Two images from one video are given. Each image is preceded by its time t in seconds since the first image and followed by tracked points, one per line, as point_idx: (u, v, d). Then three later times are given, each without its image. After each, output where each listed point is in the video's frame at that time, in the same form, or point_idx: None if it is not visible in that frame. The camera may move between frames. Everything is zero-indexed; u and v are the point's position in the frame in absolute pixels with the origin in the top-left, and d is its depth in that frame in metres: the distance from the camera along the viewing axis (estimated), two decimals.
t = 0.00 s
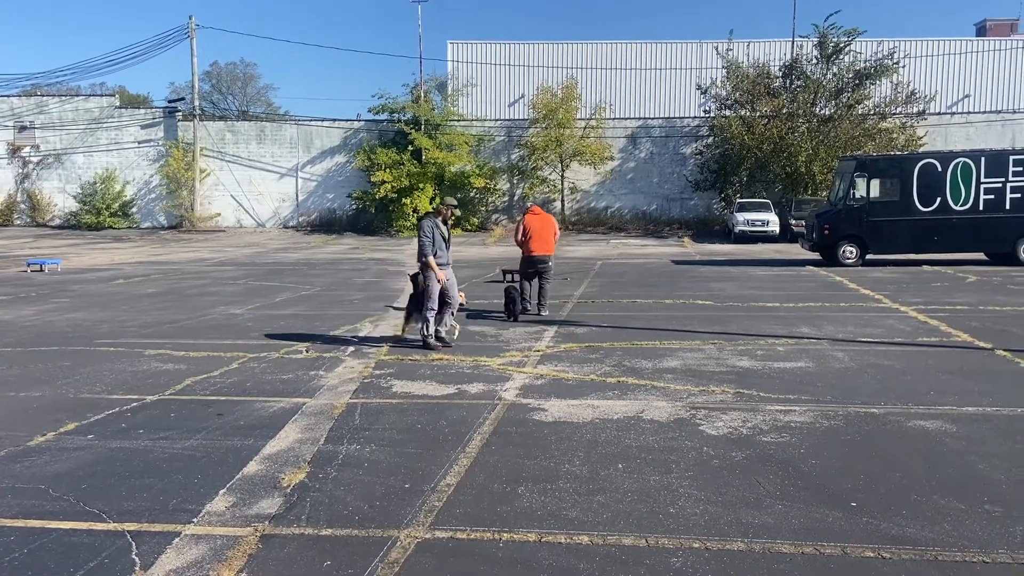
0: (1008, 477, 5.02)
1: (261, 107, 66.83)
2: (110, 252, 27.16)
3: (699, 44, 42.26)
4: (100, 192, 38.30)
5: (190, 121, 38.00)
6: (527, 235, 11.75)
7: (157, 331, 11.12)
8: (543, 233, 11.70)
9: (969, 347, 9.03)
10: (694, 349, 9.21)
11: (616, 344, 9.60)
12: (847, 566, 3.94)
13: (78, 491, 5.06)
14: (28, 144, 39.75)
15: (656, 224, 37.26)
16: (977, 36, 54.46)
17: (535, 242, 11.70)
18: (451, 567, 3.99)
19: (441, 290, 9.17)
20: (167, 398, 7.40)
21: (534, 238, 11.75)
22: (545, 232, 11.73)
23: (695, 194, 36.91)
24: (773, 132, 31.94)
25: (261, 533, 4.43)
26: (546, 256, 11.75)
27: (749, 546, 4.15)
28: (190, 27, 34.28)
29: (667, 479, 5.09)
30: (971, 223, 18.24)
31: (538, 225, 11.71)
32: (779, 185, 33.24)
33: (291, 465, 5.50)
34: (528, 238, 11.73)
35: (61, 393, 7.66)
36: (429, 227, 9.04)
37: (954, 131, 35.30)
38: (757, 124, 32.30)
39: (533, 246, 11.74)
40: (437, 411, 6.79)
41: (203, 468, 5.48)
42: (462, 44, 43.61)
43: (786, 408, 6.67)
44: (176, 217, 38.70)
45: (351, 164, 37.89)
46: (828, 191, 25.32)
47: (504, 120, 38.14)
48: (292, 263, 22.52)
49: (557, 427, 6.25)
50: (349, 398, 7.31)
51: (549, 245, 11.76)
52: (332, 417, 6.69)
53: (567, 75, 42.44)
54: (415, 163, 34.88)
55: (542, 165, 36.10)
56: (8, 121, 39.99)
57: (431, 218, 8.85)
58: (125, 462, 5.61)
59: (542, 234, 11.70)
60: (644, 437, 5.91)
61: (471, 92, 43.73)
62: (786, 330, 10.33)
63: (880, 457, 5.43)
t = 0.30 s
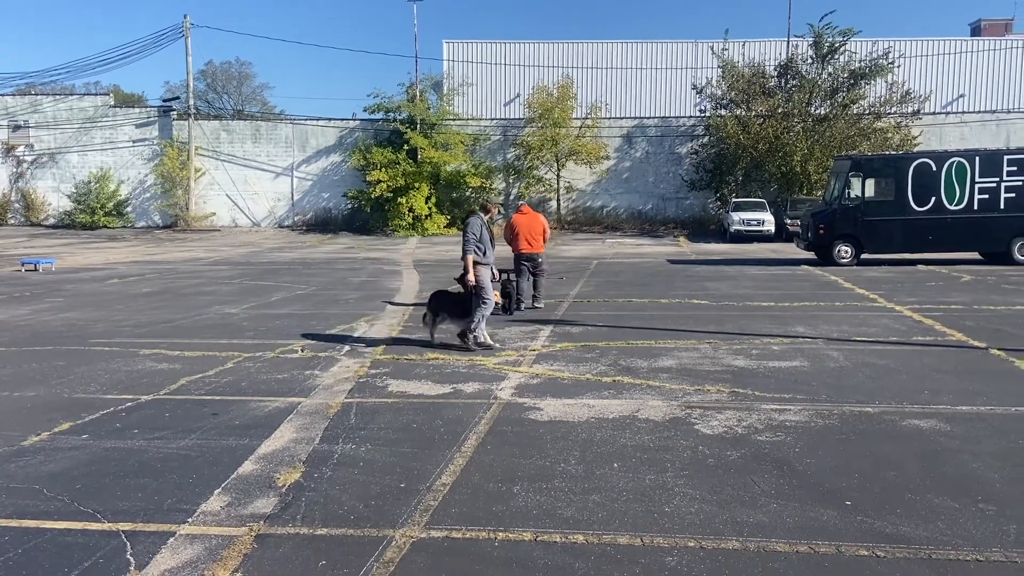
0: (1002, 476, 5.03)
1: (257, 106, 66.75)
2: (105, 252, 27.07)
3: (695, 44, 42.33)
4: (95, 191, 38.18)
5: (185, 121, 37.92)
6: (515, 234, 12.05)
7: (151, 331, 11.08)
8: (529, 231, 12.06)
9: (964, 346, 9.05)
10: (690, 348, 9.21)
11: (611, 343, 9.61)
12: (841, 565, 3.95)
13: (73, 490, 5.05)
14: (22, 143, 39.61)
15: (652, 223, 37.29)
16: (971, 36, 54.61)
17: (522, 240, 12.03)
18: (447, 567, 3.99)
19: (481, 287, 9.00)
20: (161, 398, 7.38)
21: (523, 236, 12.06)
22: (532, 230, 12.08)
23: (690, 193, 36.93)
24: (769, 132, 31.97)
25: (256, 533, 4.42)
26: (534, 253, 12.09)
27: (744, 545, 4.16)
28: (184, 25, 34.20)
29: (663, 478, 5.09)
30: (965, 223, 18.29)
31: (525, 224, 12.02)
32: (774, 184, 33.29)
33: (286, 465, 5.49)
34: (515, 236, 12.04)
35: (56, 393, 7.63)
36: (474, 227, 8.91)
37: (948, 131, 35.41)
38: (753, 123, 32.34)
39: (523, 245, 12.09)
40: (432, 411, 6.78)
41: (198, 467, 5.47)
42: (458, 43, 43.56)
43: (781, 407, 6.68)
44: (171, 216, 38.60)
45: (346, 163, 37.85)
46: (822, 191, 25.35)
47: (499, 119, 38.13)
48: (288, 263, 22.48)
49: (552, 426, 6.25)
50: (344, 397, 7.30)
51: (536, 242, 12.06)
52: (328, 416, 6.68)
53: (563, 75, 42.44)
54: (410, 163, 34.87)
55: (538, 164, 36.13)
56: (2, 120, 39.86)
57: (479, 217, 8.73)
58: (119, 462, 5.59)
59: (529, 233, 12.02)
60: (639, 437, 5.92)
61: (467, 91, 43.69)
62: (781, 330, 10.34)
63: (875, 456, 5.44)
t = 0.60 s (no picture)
0: (997, 476, 5.05)
1: (254, 107, 66.72)
2: (102, 253, 27.04)
3: (692, 45, 42.38)
4: (91, 192, 38.13)
5: (182, 121, 37.88)
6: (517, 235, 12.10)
7: (148, 332, 11.07)
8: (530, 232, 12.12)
9: (959, 347, 9.08)
10: (686, 349, 9.23)
11: (608, 344, 9.62)
12: (838, 565, 3.96)
13: (69, 492, 5.05)
14: (18, 144, 39.54)
15: (649, 224, 37.32)
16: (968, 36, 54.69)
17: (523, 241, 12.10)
18: (444, 568, 3.99)
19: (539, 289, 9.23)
20: (158, 399, 7.37)
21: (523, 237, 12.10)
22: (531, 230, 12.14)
23: (687, 194, 36.97)
24: (765, 132, 32.03)
25: (252, 534, 4.42)
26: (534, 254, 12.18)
27: (741, 546, 4.16)
28: (181, 26, 34.17)
29: (659, 479, 5.10)
30: (961, 223, 18.33)
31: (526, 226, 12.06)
32: (771, 185, 33.33)
33: (283, 466, 5.49)
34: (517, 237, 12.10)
35: (52, 394, 7.62)
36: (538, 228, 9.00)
37: (944, 131, 35.48)
38: (749, 124, 32.40)
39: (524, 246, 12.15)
40: (429, 412, 6.77)
41: (194, 469, 5.47)
42: (455, 44, 43.59)
43: (778, 407, 6.70)
44: (167, 217, 38.56)
45: (343, 164, 37.83)
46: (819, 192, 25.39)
47: (496, 120, 38.13)
48: (285, 264, 22.45)
49: (549, 427, 6.26)
50: (340, 398, 7.30)
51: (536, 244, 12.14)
52: (324, 417, 6.68)
53: (560, 75, 42.48)
54: (407, 164, 34.89)
55: (535, 165, 36.16)
56: None
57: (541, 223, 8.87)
58: (115, 463, 5.58)
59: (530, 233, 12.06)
60: (636, 438, 5.92)
61: (464, 92, 43.69)
62: (778, 330, 10.37)
63: (871, 456, 5.46)
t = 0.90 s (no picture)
0: (997, 477, 5.05)
1: (252, 109, 66.72)
2: (100, 255, 27.00)
3: (690, 47, 42.39)
4: (90, 194, 38.12)
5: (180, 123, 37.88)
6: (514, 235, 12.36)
7: (146, 334, 11.06)
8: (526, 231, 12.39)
9: (959, 348, 9.08)
10: (685, 351, 9.22)
11: (607, 346, 9.61)
12: (837, 567, 3.95)
13: (67, 494, 5.04)
14: (17, 146, 39.52)
15: (647, 226, 37.30)
16: (966, 38, 54.75)
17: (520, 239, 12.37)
18: (443, 569, 3.99)
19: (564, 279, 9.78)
20: (156, 401, 7.37)
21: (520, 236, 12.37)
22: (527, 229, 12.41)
23: (686, 196, 36.98)
24: (764, 134, 32.06)
25: (250, 537, 4.42)
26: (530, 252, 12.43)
27: (740, 547, 4.16)
28: (180, 27, 34.16)
29: (657, 481, 5.10)
30: (959, 225, 18.35)
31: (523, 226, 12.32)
32: (769, 187, 33.32)
33: (281, 468, 5.49)
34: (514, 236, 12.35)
35: (50, 396, 7.62)
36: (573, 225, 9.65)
37: (942, 133, 35.51)
38: (747, 126, 32.41)
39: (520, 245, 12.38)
40: (427, 414, 6.77)
41: (192, 471, 5.46)
42: (454, 45, 43.63)
43: (776, 409, 6.70)
44: (165, 219, 38.54)
45: (342, 166, 37.82)
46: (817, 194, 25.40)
47: (494, 122, 38.14)
48: (283, 266, 22.43)
49: (547, 429, 6.25)
50: (339, 401, 7.29)
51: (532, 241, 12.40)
52: (323, 419, 6.68)
53: (559, 77, 42.52)
54: (405, 166, 34.93)
55: (533, 167, 36.14)
56: None
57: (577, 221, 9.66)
58: (113, 466, 5.58)
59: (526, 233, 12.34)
60: (634, 439, 5.92)
61: (463, 94, 43.72)
62: (776, 332, 10.37)
63: (870, 458, 5.46)
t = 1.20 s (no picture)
0: (998, 479, 5.05)
1: (253, 111, 66.74)
2: (101, 257, 27.02)
3: (691, 49, 42.40)
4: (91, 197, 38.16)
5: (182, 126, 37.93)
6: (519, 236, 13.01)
7: (148, 336, 11.07)
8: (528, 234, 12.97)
9: (961, 350, 9.07)
10: (687, 353, 9.21)
11: (608, 348, 9.60)
12: (839, 570, 3.94)
13: (69, 497, 5.03)
14: (19, 148, 39.57)
15: (648, 228, 37.28)
16: (967, 39, 54.71)
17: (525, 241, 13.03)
18: (444, 572, 3.98)
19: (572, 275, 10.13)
20: (157, 403, 7.37)
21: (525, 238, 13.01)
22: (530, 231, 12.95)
23: (686, 198, 36.96)
24: (765, 136, 32.02)
25: (252, 539, 4.42)
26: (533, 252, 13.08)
27: (741, 550, 4.16)
28: (182, 30, 34.20)
29: (659, 483, 5.09)
30: (960, 227, 18.33)
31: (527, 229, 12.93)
32: (770, 188, 33.31)
33: (282, 471, 5.48)
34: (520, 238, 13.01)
35: (52, 399, 7.63)
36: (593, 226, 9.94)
37: (944, 135, 35.49)
38: (748, 127, 32.39)
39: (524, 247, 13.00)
40: (428, 416, 6.77)
41: (193, 474, 5.46)
42: (455, 48, 43.65)
43: (777, 411, 6.69)
44: (167, 222, 38.57)
45: (343, 168, 37.85)
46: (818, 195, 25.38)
47: (495, 124, 38.16)
48: (283, 268, 22.43)
49: (549, 431, 6.25)
50: (340, 403, 7.30)
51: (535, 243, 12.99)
52: (324, 422, 6.67)
53: (560, 79, 42.52)
54: (407, 168, 34.96)
55: (534, 169, 36.13)
56: None
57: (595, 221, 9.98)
58: (114, 469, 5.58)
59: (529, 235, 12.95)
60: (635, 442, 5.92)
61: (464, 96, 43.73)
62: (777, 334, 10.37)
63: (871, 460, 5.45)
